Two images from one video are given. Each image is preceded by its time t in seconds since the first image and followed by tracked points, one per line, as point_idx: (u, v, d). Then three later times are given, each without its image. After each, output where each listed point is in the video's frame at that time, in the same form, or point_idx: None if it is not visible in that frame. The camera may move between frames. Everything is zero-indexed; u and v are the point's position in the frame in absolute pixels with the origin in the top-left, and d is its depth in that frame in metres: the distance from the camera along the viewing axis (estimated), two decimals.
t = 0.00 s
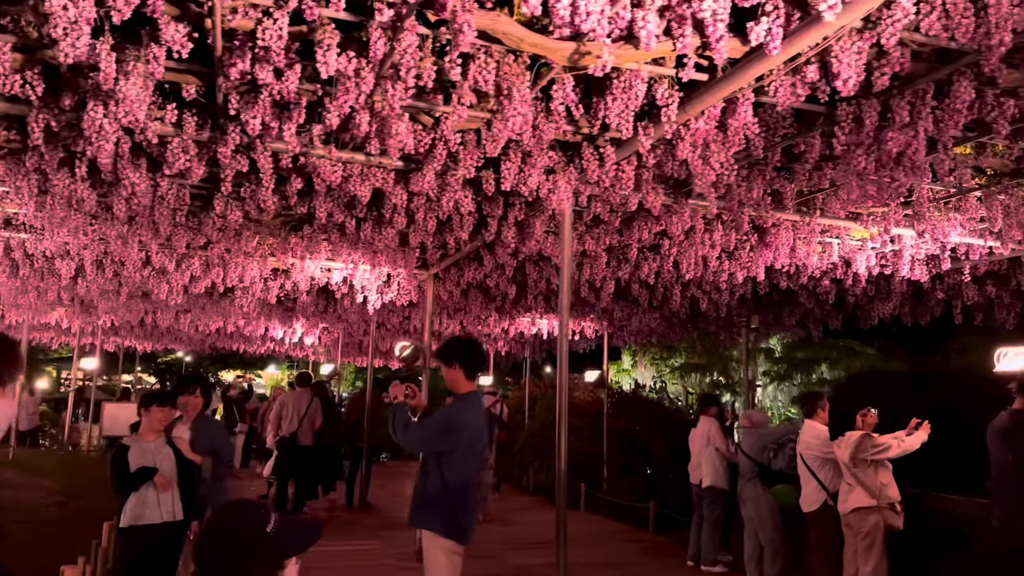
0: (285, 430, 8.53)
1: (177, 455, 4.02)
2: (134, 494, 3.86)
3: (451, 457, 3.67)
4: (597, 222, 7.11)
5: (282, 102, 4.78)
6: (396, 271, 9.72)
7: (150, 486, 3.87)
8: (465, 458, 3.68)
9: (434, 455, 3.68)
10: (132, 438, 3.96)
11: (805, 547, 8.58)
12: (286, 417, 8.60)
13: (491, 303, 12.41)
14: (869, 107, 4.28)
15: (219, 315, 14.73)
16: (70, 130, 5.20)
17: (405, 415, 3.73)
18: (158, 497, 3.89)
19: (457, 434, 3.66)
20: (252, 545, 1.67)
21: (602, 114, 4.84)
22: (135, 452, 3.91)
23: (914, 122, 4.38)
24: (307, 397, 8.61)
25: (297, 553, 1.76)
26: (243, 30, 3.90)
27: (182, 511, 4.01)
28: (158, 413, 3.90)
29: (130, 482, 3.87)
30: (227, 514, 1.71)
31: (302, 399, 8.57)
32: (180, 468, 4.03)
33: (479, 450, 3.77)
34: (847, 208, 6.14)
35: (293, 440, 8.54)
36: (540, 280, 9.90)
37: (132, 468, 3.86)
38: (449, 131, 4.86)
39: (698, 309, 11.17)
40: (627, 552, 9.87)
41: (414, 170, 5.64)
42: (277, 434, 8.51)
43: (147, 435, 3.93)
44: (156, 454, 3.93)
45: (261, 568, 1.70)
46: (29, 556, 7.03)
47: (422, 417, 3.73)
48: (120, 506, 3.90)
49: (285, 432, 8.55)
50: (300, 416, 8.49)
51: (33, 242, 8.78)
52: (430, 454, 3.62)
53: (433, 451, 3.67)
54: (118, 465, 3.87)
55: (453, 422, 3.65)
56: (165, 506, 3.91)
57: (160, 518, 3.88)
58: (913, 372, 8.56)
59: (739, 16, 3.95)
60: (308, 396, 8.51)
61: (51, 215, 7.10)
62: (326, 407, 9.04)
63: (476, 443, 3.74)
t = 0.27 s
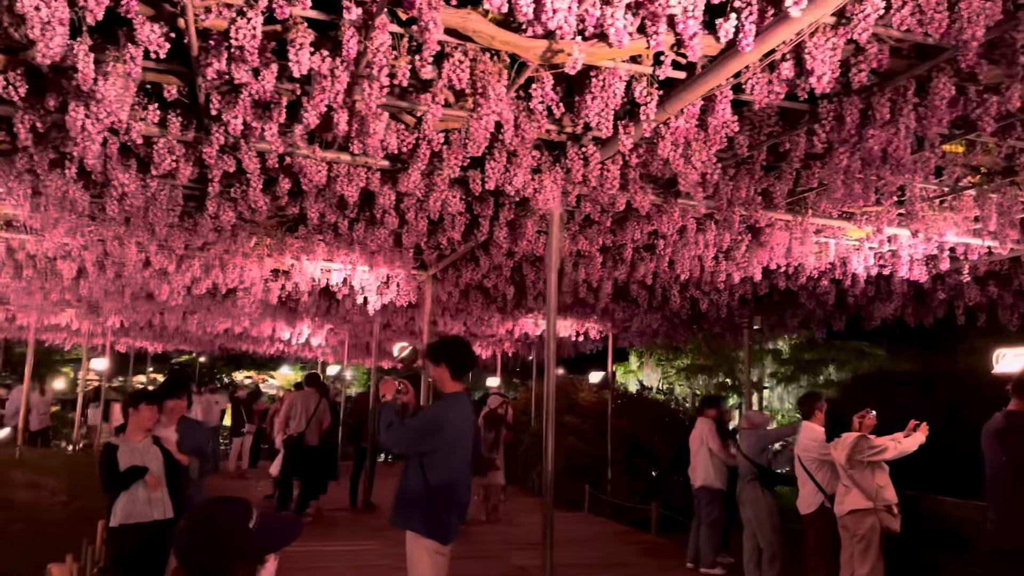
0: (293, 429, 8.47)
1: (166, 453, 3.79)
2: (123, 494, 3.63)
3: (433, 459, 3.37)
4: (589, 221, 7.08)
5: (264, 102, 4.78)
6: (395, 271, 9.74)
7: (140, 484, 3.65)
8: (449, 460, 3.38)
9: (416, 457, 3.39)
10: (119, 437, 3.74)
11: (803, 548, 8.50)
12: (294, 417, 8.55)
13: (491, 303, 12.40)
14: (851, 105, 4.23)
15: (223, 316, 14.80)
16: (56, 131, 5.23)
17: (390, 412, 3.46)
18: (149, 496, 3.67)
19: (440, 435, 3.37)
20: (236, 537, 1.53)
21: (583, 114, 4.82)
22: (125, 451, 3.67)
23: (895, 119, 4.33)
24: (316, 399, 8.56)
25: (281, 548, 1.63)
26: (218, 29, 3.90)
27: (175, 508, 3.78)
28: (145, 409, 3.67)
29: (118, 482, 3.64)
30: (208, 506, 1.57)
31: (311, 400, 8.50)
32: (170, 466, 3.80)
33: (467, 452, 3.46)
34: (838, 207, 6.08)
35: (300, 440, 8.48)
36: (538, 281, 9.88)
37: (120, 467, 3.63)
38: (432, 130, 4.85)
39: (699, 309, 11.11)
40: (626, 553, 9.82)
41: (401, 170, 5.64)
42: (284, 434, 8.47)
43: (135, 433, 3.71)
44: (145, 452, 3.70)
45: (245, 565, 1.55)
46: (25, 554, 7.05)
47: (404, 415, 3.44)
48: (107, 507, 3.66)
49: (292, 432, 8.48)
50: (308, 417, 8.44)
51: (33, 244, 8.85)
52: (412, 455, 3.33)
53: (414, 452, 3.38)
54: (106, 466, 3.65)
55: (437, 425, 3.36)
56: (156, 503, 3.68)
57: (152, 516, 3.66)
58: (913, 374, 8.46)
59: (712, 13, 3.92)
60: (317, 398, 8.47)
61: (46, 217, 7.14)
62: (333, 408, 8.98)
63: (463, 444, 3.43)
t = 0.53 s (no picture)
0: (293, 428, 8.45)
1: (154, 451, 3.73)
2: (109, 493, 3.57)
3: (416, 459, 3.29)
4: (579, 221, 7.05)
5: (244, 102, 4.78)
6: (390, 270, 9.74)
7: (127, 482, 3.59)
8: (432, 461, 3.30)
9: (398, 457, 3.30)
10: (105, 436, 3.68)
11: (797, 548, 8.44)
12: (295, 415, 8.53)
13: (490, 302, 12.39)
14: (830, 101, 4.20)
15: (224, 315, 14.85)
16: (39, 130, 5.24)
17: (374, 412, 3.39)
18: (136, 493, 3.60)
19: (423, 434, 3.29)
20: (210, 537, 1.60)
21: (564, 113, 4.80)
22: (110, 451, 3.62)
23: (876, 116, 4.28)
24: (317, 397, 8.54)
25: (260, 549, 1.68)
26: (192, 28, 3.90)
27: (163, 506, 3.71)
28: (130, 406, 3.63)
29: (105, 482, 3.58)
30: (195, 504, 1.64)
31: (312, 398, 8.48)
32: (159, 464, 3.74)
33: (451, 452, 3.38)
34: (827, 206, 6.03)
35: (300, 438, 8.46)
36: (534, 281, 9.86)
37: (106, 466, 3.58)
38: (414, 129, 4.84)
39: (696, 309, 11.06)
40: (622, 553, 9.78)
41: (386, 168, 5.63)
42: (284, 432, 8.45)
43: (121, 431, 3.66)
44: (130, 450, 3.64)
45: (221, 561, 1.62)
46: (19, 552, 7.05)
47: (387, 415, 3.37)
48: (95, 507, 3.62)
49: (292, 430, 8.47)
50: (309, 416, 8.42)
51: (29, 244, 8.89)
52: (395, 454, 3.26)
53: (397, 453, 3.29)
54: (92, 465, 3.59)
55: (421, 424, 3.29)
56: (143, 501, 3.61)
57: (138, 512, 3.59)
58: (909, 373, 8.39)
59: (687, 10, 3.90)
60: (318, 396, 8.44)
61: (38, 217, 7.17)
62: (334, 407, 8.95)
63: (447, 444, 3.35)
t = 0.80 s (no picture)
0: (286, 427, 8.41)
1: (132, 450, 3.67)
2: (84, 494, 3.53)
3: (393, 456, 3.19)
4: (564, 220, 7.04)
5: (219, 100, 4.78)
6: (380, 269, 9.73)
7: (101, 482, 3.54)
8: (410, 459, 3.19)
9: (376, 455, 3.21)
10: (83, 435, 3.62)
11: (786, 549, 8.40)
12: (288, 415, 8.49)
13: (483, 302, 12.38)
14: (802, 99, 4.18)
15: (219, 314, 14.87)
16: (18, 128, 5.24)
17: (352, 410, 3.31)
18: (111, 494, 3.56)
19: (401, 432, 3.19)
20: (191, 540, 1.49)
21: (539, 111, 4.79)
22: (88, 451, 3.56)
23: (847, 114, 4.25)
24: (309, 397, 8.50)
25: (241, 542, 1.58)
26: (160, 25, 3.90)
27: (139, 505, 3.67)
28: (106, 404, 3.58)
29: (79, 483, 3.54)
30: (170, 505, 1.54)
31: (305, 398, 8.44)
32: (137, 463, 3.69)
33: (431, 451, 3.27)
34: (808, 204, 6.00)
35: (292, 438, 8.43)
36: (523, 280, 9.85)
37: (80, 467, 3.53)
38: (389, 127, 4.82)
39: (688, 308, 11.04)
40: (614, 552, 9.74)
41: (365, 167, 5.62)
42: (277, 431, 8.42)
43: (99, 429, 3.60)
44: (107, 450, 3.59)
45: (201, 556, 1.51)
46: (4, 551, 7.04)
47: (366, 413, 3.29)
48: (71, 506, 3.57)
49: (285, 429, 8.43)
50: (301, 415, 8.38)
51: (19, 243, 8.90)
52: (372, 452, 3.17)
53: (374, 450, 3.20)
54: (69, 465, 3.54)
55: (398, 420, 3.19)
56: (117, 501, 3.57)
57: (113, 512, 3.54)
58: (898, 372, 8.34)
59: (657, 6, 3.88)
60: (311, 396, 8.41)
61: (24, 216, 7.18)
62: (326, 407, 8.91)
63: (426, 442, 3.25)
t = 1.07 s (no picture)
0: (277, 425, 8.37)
1: (111, 446, 3.60)
2: (62, 492, 3.44)
3: (372, 454, 3.15)
4: (549, 216, 7.01)
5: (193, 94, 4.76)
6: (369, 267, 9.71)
7: (80, 479, 3.47)
8: (389, 456, 3.17)
9: (354, 453, 3.17)
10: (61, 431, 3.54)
11: (776, 547, 8.35)
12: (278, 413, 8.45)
13: (476, 300, 12.35)
14: (776, 92, 4.15)
15: (214, 313, 14.87)
16: None
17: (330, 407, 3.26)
18: (89, 491, 3.48)
19: (380, 428, 3.16)
20: (172, 537, 1.61)
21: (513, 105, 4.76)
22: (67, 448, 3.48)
23: (821, 107, 4.22)
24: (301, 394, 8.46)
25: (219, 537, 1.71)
26: (126, 19, 3.88)
27: (117, 502, 3.61)
28: (87, 400, 3.50)
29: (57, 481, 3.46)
30: (151, 502, 1.64)
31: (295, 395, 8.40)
32: (116, 459, 3.62)
33: (409, 448, 3.25)
34: (792, 200, 5.96)
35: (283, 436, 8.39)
36: (513, 278, 9.82)
37: (59, 464, 3.45)
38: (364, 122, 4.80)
39: (680, 306, 11.00)
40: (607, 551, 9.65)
41: (344, 162, 5.60)
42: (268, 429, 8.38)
43: (79, 426, 3.53)
44: (87, 446, 3.51)
45: (185, 549, 1.64)
46: None
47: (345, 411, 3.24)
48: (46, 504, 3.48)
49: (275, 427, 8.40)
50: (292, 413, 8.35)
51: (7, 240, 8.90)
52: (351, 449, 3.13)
53: (353, 448, 3.16)
54: (47, 462, 3.45)
55: (377, 418, 3.16)
56: (97, 498, 3.50)
57: (92, 510, 3.47)
58: (890, 369, 8.28)
59: None
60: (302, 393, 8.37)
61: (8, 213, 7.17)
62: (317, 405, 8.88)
63: (405, 439, 3.23)
